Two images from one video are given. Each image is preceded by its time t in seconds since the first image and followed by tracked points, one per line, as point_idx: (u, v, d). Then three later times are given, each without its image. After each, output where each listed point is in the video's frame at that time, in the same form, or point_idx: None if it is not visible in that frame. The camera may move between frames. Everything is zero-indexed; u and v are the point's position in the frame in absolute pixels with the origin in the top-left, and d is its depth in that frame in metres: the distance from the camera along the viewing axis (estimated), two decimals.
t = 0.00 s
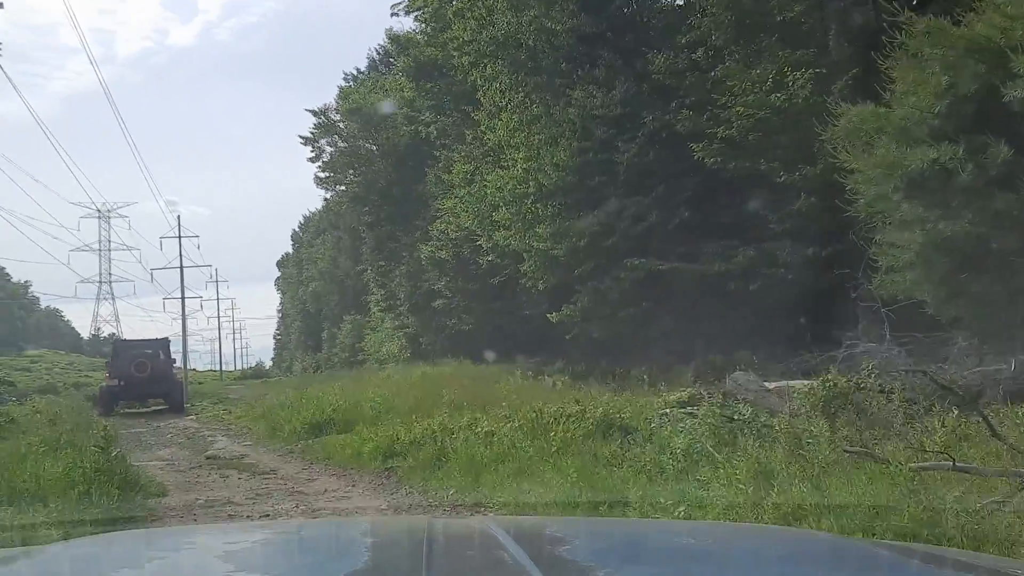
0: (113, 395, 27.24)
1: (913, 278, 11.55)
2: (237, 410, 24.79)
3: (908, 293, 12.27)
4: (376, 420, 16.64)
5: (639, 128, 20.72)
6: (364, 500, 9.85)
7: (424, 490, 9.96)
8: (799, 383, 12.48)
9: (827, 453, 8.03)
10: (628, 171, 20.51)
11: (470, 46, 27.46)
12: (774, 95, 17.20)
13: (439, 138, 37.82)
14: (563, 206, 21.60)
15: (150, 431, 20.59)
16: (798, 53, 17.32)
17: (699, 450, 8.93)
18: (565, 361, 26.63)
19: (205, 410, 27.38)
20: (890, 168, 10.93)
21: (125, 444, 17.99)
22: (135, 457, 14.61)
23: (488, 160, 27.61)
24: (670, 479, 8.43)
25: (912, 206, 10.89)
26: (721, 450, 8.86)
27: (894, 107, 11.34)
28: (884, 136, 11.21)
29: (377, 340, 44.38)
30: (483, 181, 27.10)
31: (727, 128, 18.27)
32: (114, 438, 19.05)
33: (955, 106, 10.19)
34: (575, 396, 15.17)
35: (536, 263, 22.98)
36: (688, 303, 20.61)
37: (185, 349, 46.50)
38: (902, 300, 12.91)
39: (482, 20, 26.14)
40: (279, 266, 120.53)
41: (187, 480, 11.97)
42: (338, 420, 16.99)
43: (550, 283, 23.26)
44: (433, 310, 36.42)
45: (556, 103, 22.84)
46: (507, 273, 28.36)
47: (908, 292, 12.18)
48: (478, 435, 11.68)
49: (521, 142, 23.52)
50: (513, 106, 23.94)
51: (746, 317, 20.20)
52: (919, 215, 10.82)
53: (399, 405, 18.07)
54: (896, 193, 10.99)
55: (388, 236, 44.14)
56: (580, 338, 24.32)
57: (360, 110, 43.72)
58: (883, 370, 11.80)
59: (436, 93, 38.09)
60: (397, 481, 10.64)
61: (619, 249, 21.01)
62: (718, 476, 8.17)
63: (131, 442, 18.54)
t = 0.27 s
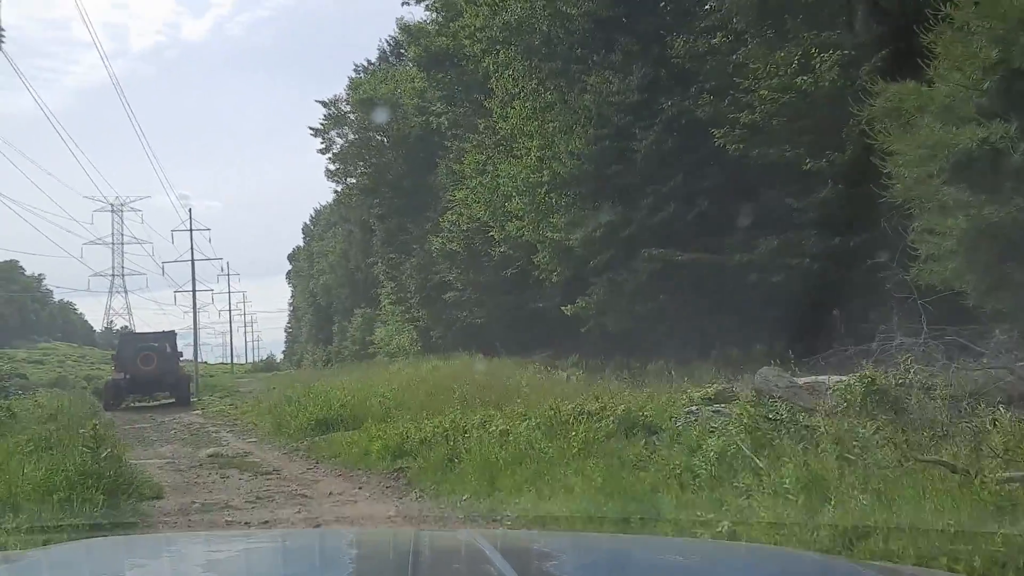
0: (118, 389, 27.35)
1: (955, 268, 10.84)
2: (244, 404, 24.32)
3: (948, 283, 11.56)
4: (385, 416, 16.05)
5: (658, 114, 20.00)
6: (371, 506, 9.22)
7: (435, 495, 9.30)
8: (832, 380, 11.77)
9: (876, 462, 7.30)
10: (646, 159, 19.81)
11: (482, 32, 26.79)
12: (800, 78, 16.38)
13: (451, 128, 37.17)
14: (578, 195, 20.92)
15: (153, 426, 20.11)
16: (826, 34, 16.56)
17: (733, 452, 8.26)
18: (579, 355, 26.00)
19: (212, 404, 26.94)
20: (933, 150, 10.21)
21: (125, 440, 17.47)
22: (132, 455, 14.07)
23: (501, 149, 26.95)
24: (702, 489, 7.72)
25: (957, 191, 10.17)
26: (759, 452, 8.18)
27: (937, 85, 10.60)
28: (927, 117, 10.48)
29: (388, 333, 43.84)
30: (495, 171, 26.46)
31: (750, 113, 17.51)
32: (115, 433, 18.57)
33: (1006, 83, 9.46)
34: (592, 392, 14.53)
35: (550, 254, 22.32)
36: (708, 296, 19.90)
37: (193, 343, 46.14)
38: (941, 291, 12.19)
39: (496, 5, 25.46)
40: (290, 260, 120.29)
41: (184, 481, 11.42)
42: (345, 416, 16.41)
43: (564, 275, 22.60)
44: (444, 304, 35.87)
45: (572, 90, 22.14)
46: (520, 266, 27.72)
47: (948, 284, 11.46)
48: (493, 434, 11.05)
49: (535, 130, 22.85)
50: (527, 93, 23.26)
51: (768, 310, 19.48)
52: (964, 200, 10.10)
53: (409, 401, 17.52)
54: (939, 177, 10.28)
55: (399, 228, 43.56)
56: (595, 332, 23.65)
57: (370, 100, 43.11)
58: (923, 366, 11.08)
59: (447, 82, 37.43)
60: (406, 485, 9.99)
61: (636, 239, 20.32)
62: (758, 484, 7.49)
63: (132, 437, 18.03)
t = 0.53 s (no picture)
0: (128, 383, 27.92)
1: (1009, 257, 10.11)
2: (254, 400, 23.83)
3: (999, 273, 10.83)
4: (398, 413, 15.47)
5: (681, 99, 19.28)
6: (384, 511, 8.58)
7: (455, 501, 8.65)
8: (875, 377, 11.06)
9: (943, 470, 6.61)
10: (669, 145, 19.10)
11: (498, 18, 26.11)
12: (833, 58, 15.52)
13: (464, 118, 36.51)
14: (598, 184, 20.24)
15: (161, 423, 19.63)
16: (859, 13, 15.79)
17: (781, 459, 7.56)
18: (599, 349, 25.33)
19: (223, 400, 26.50)
20: (987, 129, 9.48)
21: (131, 438, 16.96)
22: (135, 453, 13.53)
23: (516, 138, 26.29)
24: (749, 498, 7.05)
25: (1014, 172, 9.44)
26: (809, 459, 7.48)
27: (991, 59, 9.86)
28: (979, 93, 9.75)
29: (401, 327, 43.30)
30: (511, 160, 25.78)
31: (780, 96, 16.71)
32: (122, 431, 18.09)
33: None
34: (616, 389, 13.88)
35: (568, 245, 21.66)
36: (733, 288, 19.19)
37: (205, 337, 45.81)
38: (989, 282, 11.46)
39: None
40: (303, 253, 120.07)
41: (187, 483, 10.83)
42: (357, 413, 15.85)
43: (583, 267, 21.92)
44: (458, 297, 35.27)
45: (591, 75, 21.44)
46: (537, 257, 27.07)
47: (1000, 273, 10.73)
48: (514, 435, 10.40)
49: (552, 117, 22.17)
50: (544, 79, 22.58)
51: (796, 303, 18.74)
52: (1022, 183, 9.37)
53: (424, 397, 16.95)
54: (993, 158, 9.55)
55: (412, 220, 42.99)
56: (615, 325, 22.98)
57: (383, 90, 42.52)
58: (975, 361, 10.36)
59: (461, 71, 36.77)
60: (422, 489, 9.36)
61: (658, 229, 19.63)
62: (813, 494, 6.78)
63: (138, 435, 17.52)
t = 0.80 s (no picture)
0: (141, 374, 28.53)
1: None
2: (268, 393, 23.32)
3: None
4: (416, 410, 14.85)
5: (709, 80, 18.49)
6: (403, 522, 7.87)
7: (480, 508, 7.96)
8: (929, 373, 10.33)
9: None
10: (697, 129, 18.31)
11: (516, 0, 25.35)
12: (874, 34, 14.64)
13: (481, 105, 35.79)
14: (622, 170, 19.49)
15: (172, 417, 19.13)
16: None
17: (844, 465, 6.85)
18: (620, 342, 24.66)
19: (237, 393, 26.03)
20: None
21: (140, 434, 16.44)
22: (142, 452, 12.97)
23: (535, 124, 25.55)
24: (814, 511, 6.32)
25: None
26: (875, 466, 6.76)
27: None
28: None
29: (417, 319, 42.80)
30: (530, 147, 25.05)
31: (815, 75, 15.86)
32: (132, 426, 17.59)
33: None
34: (644, 385, 13.20)
35: (590, 234, 20.92)
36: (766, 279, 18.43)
37: (221, 329, 45.45)
38: None
39: None
40: (319, 245, 120.02)
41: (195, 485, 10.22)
42: (373, 410, 15.24)
43: (606, 256, 21.19)
44: (475, 288, 34.64)
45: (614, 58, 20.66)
46: (556, 247, 26.36)
47: None
48: (541, 435, 9.72)
49: (573, 102, 21.43)
50: (565, 62, 21.82)
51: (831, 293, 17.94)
52: None
53: (442, 392, 16.34)
54: None
55: (428, 211, 42.38)
56: (638, 317, 22.27)
57: (398, 78, 41.85)
58: None
59: (478, 58, 36.02)
60: (444, 496, 8.65)
61: (685, 217, 18.87)
62: (889, 507, 6.06)
63: (148, 430, 16.99)
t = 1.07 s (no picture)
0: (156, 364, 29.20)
1: None
2: (282, 386, 22.75)
3: None
4: (435, 406, 14.20)
5: (740, 60, 17.71)
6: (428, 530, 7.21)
7: (515, 515, 7.30)
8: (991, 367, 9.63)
9: None
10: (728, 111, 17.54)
11: None
12: (921, 6, 13.86)
13: (498, 91, 35.04)
14: (648, 154, 18.74)
15: (184, 411, 18.58)
16: None
17: (927, 472, 6.21)
18: (644, 334, 23.92)
19: (250, 385, 25.50)
20: None
21: (148, 429, 15.84)
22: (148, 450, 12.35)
23: (556, 108, 24.80)
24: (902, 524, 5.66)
25: None
26: (962, 477, 6.06)
27: None
28: None
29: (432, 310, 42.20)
30: (551, 132, 24.28)
31: (855, 52, 15.07)
32: (141, 419, 17.04)
33: None
34: (677, 381, 12.51)
35: (614, 221, 20.20)
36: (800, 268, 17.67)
37: (234, 320, 44.99)
38: None
39: None
40: (332, 236, 119.61)
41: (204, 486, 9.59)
42: (390, 405, 14.59)
43: (630, 244, 20.46)
44: (492, 278, 33.97)
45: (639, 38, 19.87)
46: (576, 235, 25.64)
47: None
48: (575, 435, 9.03)
49: (596, 84, 20.67)
50: (588, 43, 21.05)
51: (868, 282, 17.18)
52: None
53: (462, 386, 15.69)
54: None
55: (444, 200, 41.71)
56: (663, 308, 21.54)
57: (413, 65, 41.13)
58: None
59: (495, 43, 35.25)
60: (474, 500, 8.00)
61: (714, 203, 18.12)
62: (990, 520, 5.41)
63: (157, 424, 16.39)
